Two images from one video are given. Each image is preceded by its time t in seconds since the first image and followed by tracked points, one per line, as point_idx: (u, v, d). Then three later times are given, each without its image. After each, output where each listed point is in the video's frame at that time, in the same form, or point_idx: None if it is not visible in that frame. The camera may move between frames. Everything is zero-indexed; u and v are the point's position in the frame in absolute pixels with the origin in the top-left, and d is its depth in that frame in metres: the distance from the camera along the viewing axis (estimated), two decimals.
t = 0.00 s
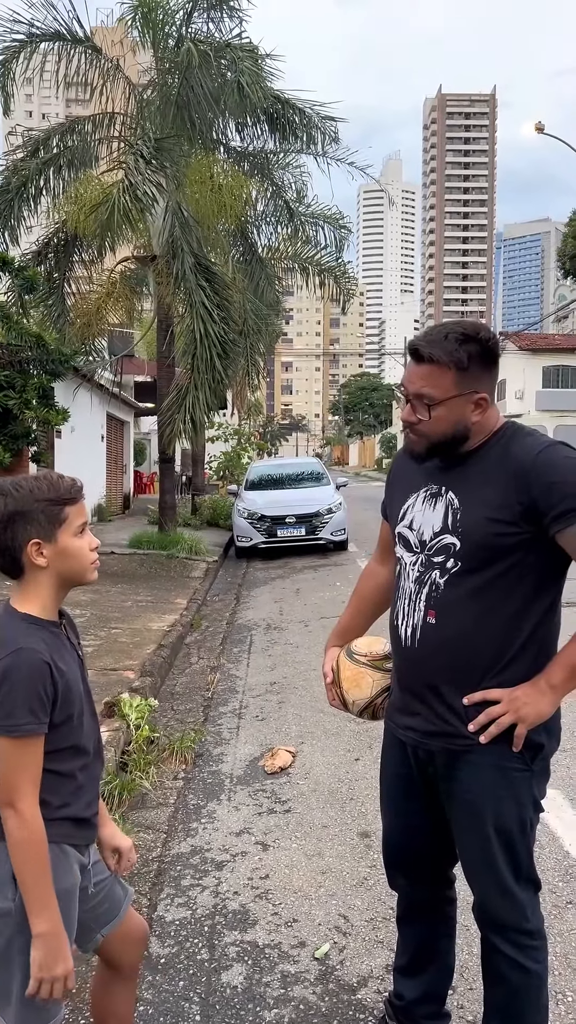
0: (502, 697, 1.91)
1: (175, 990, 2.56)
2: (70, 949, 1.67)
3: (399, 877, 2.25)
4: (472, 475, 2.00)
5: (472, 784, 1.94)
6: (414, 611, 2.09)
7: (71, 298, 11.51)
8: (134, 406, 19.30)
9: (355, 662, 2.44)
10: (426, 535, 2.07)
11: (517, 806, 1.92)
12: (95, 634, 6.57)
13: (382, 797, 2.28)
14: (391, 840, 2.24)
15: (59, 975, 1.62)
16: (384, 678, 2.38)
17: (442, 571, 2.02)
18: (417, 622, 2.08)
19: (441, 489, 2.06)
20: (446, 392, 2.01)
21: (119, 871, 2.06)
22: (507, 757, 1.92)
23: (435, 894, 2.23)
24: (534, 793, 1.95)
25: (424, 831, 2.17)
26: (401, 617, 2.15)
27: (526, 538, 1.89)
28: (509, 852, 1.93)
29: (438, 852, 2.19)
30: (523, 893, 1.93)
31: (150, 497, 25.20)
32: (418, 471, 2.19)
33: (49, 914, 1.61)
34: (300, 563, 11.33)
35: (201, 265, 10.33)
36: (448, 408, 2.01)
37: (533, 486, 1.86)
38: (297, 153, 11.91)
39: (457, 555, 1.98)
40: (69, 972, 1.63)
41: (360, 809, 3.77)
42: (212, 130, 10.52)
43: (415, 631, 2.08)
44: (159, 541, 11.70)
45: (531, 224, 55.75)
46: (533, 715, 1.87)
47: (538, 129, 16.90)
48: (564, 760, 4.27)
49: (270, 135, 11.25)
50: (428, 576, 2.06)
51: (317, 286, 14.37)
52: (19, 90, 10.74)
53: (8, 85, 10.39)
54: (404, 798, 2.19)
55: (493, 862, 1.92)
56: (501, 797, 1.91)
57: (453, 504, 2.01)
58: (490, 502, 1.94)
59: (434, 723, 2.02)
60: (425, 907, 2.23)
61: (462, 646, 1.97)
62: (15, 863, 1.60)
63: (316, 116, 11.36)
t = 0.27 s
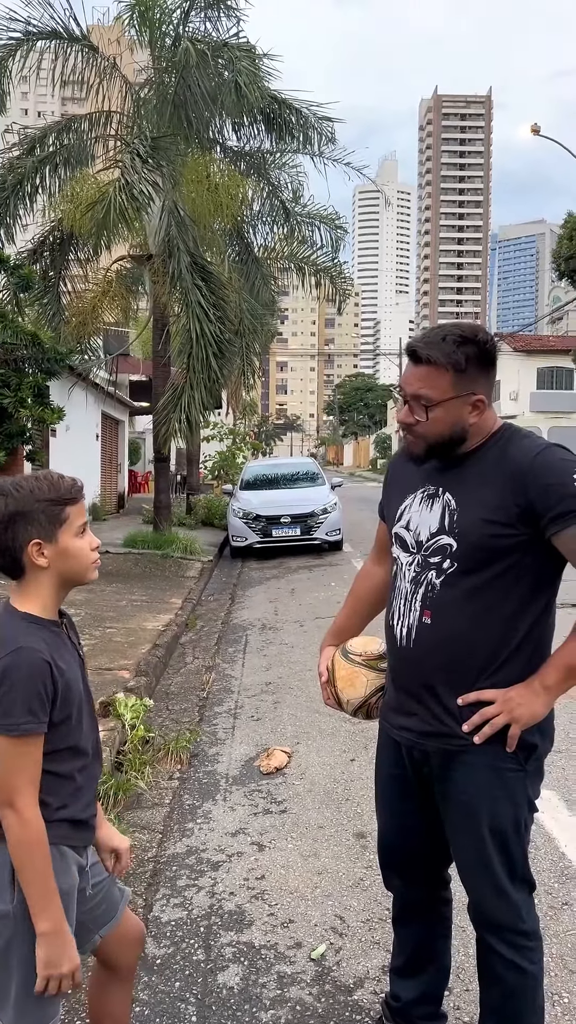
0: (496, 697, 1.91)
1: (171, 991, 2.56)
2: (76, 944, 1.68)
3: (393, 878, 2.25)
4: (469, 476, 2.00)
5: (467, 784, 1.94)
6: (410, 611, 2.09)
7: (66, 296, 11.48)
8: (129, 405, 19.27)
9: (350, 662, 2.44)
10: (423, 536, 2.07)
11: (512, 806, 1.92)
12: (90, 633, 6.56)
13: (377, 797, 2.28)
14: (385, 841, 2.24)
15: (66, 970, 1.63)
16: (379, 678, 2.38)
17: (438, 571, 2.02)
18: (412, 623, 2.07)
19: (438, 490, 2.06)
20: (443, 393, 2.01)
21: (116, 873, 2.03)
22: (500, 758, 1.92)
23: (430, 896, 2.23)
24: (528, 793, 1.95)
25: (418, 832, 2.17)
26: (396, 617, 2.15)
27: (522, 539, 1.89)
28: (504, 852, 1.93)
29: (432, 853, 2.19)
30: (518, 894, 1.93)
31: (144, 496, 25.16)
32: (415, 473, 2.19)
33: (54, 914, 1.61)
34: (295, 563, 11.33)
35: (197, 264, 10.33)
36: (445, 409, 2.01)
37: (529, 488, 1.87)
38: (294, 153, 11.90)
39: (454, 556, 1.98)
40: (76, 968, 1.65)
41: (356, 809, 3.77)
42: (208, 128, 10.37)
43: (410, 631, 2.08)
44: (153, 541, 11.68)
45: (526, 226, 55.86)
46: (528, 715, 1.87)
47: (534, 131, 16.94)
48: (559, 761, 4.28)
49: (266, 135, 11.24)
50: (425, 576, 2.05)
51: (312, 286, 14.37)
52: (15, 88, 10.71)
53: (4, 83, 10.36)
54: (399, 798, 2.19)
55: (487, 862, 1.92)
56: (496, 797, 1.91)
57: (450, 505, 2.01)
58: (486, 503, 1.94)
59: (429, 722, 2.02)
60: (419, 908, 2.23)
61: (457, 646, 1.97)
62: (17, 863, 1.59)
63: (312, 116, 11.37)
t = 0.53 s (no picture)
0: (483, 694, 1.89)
1: (169, 988, 2.55)
2: (93, 934, 1.68)
3: (389, 874, 2.24)
4: (468, 473, 2.00)
5: (463, 781, 1.94)
6: (406, 606, 2.09)
7: (64, 293, 11.46)
8: (126, 402, 19.24)
9: (344, 655, 2.42)
10: (421, 532, 2.07)
11: (507, 802, 1.92)
12: (87, 631, 6.55)
13: (372, 792, 2.28)
14: (381, 836, 2.24)
15: (86, 960, 1.63)
16: (374, 670, 2.38)
17: (435, 568, 2.02)
18: (409, 618, 2.08)
19: (438, 487, 2.06)
20: (443, 386, 2.01)
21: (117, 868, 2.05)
22: (496, 754, 1.92)
23: (426, 891, 2.22)
24: (524, 789, 1.95)
25: (413, 827, 2.17)
26: (393, 612, 2.15)
27: (519, 540, 1.89)
28: (500, 848, 1.93)
29: (428, 848, 2.19)
30: (514, 889, 1.93)
31: (141, 494, 25.14)
32: (415, 468, 2.18)
33: (70, 903, 1.61)
34: (292, 561, 11.32)
35: (196, 261, 10.32)
36: (446, 401, 2.01)
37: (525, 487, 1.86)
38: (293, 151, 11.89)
39: (451, 554, 1.98)
40: (97, 956, 1.64)
41: (353, 808, 3.77)
42: (208, 127, 10.41)
43: (406, 627, 2.08)
44: (150, 538, 11.67)
45: (524, 226, 55.89)
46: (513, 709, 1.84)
47: (533, 131, 16.96)
48: (557, 761, 4.28)
49: (266, 133, 11.23)
50: (422, 572, 2.05)
51: (311, 284, 14.35)
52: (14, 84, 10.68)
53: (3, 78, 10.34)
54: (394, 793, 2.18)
55: (484, 858, 1.92)
56: (492, 792, 1.91)
57: (449, 503, 2.00)
58: (483, 501, 1.93)
59: (424, 719, 2.02)
60: (415, 904, 2.23)
61: (452, 643, 1.97)
62: (27, 857, 1.58)
63: (311, 114, 11.37)
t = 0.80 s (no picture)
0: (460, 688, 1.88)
1: (167, 984, 2.56)
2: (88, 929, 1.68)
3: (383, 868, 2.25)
4: (464, 465, 2.00)
5: (453, 774, 1.94)
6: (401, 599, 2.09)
7: (63, 288, 11.44)
8: (125, 399, 19.22)
9: (339, 656, 2.28)
10: (418, 525, 2.07)
11: (498, 795, 1.92)
12: (85, 627, 6.54)
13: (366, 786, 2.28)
14: (375, 830, 2.24)
15: (81, 954, 1.63)
16: (363, 676, 2.31)
17: (429, 560, 2.02)
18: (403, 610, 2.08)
19: (436, 480, 2.06)
20: (440, 372, 2.03)
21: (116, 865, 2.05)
22: (487, 748, 1.92)
23: (420, 886, 2.22)
24: (515, 782, 1.95)
25: (407, 821, 2.18)
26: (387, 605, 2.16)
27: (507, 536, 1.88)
28: (492, 842, 1.93)
29: (423, 842, 2.19)
30: (506, 883, 1.93)
31: (139, 490, 25.12)
32: (416, 463, 2.19)
33: (67, 897, 1.61)
34: (290, 558, 11.33)
35: (195, 257, 10.30)
36: (444, 385, 2.03)
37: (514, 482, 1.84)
38: (293, 147, 11.86)
39: (445, 546, 1.98)
40: (88, 952, 1.64)
41: (351, 804, 3.78)
42: (207, 123, 10.34)
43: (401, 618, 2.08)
44: (149, 535, 11.66)
45: (524, 223, 55.86)
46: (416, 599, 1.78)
47: (533, 128, 16.94)
48: (554, 758, 4.29)
49: (265, 129, 11.20)
50: (417, 564, 2.05)
51: (310, 281, 14.32)
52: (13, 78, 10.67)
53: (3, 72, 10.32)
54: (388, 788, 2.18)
55: (476, 851, 1.92)
56: (483, 785, 1.92)
57: (445, 497, 2.00)
58: (475, 493, 1.93)
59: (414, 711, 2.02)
60: (408, 898, 2.22)
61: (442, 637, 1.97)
62: (31, 851, 1.59)
63: (311, 111, 11.35)
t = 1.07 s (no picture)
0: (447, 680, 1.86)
1: (168, 979, 2.56)
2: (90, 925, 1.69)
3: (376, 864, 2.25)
4: (452, 456, 2.03)
5: (445, 768, 1.94)
6: (393, 590, 2.09)
7: (64, 285, 11.42)
8: (125, 395, 19.21)
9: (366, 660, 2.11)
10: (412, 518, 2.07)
11: (491, 788, 1.93)
12: (85, 624, 6.55)
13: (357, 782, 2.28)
14: (367, 825, 2.24)
15: (84, 950, 1.63)
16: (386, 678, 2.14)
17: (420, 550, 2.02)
18: (395, 601, 2.07)
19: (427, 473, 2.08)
20: (432, 365, 2.02)
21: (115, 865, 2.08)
22: (480, 741, 1.93)
23: (412, 880, 2.23)
24: (507, 775, 1.96)
25: (399, 816, 2.18)
26: (379, 597, 2.14)
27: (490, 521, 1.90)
28: (486, 835, 1.93)
29: (414, 836, 2.19)
30: (500, 875, 1.94)
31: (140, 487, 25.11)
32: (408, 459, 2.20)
33: (75, 893, 1.62)
34: (291, 555, 11.32)
35: (196, 254, 10.29)
36: (437, 379, 2.02)
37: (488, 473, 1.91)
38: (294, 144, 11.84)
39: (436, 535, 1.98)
40: (92, 949, 1.65)
41: (351, 801, 3.78)
42: (209, 119, 10.36)
43: (393, 609, 2.08)
44: (149, 532, 11.66)
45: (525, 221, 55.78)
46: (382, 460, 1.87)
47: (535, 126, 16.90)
48: (554, 755, 4.30)
49: (267, 126, 11.19)
50: (408, 554, 2.05)
51: (311, 278, 14.31)
52: (14, 74, 10.67)
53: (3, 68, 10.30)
54: (378, 783, 2.18)
55: (470, 845, 1.92)
56: (476, 778, 1.92)
57: (435, 487, 2.03)
58: (457, 483, 1.98)
59: (406, 704, 2.02)
60: (401, 893, 2.23)
61: (432, 628, 1.97)
62: (44, 845, 1.59)
63: (313, 108, 11.33)
